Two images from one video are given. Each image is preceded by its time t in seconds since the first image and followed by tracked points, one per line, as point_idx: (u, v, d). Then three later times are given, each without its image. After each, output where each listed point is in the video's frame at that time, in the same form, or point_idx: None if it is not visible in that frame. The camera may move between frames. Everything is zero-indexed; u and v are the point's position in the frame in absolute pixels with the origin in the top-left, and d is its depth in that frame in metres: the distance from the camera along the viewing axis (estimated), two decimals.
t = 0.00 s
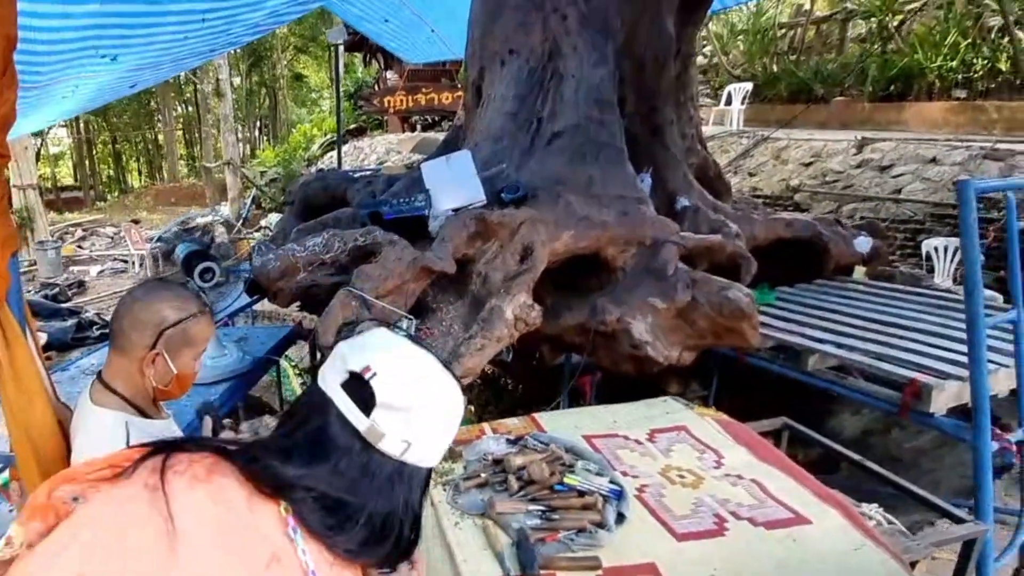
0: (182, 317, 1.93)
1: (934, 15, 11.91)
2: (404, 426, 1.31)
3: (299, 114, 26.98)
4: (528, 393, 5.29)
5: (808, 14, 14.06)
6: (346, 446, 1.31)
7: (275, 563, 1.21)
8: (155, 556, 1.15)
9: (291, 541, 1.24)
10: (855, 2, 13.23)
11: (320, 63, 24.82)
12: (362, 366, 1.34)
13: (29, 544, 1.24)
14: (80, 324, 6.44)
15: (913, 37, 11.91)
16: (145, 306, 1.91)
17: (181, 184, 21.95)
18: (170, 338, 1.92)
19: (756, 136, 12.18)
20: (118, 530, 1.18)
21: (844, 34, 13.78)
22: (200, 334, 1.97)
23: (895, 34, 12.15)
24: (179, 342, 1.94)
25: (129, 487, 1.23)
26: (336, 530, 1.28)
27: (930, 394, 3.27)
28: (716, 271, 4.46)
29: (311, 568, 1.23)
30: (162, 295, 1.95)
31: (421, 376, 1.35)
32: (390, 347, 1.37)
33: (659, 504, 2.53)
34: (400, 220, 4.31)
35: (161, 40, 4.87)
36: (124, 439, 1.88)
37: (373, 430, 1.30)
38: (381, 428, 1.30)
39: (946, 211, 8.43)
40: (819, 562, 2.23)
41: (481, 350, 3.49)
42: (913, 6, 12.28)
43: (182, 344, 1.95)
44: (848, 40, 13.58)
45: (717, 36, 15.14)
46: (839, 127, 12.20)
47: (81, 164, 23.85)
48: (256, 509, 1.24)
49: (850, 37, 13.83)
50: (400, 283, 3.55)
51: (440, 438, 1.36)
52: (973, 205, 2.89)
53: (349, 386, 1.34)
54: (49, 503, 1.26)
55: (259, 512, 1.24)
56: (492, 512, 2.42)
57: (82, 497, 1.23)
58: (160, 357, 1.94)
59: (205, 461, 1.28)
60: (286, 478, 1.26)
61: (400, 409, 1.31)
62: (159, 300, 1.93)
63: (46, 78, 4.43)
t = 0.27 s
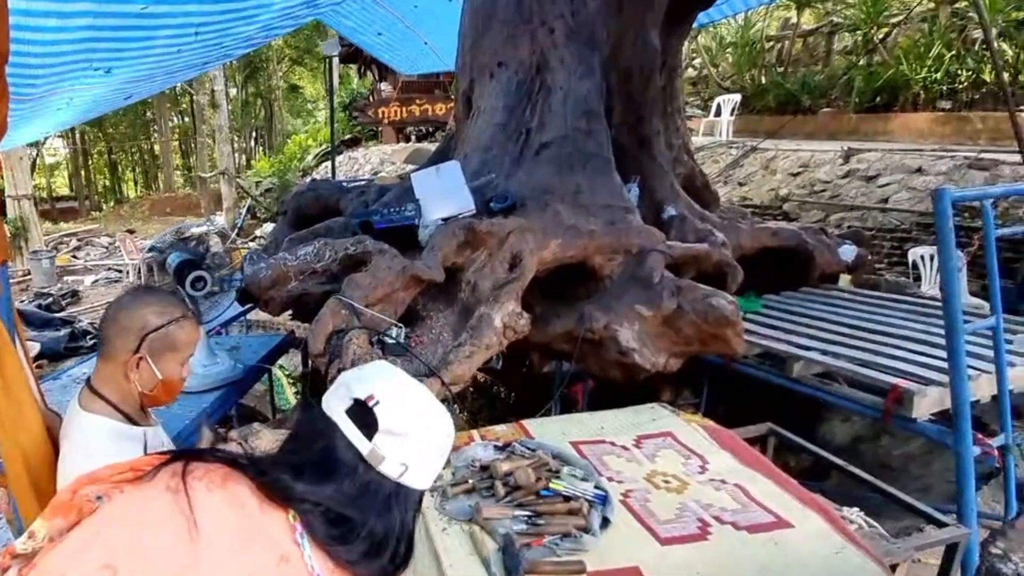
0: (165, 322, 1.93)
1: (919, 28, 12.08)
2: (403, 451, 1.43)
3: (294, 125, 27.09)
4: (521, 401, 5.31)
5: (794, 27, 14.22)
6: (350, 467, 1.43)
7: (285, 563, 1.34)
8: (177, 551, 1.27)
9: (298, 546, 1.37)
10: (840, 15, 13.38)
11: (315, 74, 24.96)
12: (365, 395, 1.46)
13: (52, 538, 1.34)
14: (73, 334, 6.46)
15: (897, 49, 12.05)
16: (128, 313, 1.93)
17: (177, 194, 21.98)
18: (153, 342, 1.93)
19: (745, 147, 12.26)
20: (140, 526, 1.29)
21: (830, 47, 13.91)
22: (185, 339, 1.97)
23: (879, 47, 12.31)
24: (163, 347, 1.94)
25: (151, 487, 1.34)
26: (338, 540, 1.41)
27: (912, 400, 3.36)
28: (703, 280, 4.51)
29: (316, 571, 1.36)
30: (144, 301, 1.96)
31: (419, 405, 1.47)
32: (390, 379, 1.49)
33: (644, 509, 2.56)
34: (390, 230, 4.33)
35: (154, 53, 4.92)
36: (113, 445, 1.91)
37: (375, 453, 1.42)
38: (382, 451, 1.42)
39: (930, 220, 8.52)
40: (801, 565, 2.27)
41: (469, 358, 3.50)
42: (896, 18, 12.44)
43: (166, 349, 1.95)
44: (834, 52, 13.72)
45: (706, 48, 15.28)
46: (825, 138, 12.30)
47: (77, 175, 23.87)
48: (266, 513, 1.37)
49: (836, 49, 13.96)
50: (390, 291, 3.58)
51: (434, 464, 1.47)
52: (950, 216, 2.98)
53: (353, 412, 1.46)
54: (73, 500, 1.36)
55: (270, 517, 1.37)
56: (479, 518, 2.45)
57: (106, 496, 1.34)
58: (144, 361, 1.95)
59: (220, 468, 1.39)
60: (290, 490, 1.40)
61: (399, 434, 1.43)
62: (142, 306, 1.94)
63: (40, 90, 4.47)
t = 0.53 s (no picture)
0: (155, 327, 1.96)
1: (909, 38, 12.19)
2: (402, 467, 1.48)
3: (291, 133, 27.15)
4: (517, 407, 5.32)
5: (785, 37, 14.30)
6: (351, 479, 1.46)
7: (289, 571, 1.37)
8: (187, 558, 1.31)
9: (301, 555, 1.39)
10: (831, 24, 13.47)
11: (311, 83, 25.05)
12: (367, 412, 1.50)
13: (61, 543, 1.38)
14: (68, 341, 6.46)
15: (887, 58, 12.14)
16: (119, 320, 1.95)
17: (173, 202, 21.98)
18: (144, 347, 1.95)
19: (738, 155, 12.30)
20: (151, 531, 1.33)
21: (822, 57, 13.87)
22: (176, 345, 1.99)
23: (870, 56, 12.35)
24: (154, 352, 1.96)
25: (161, 495, 1.38)
26: (341, 550, 1.43)
27: (903, 406, 3.38)
28: (695, 286, 4.53)
29: None
30: (136, 308, 1.97)
31: (418, 422, 1.52)
32: (389, 397, 1.53)
33: (636, 515, 2.57)
34: (385, 236, 4.33)
35: (150, 62, 4.94)
36: (106, 452, 1.92)
37: (374, 468, 1.46)
38: (381, 467, 1.46)
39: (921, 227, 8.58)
40: (792, 570, 2.28)
41: (463, 364, 3.50)
42: (886, 28, 12.52)
43: (156, 354, 1.97)
44: (825, 61, 13.77)
45: (699, 57, 15.36)
46: (816, 146, 12.36)
47: (73, 182, 23.86)
48: (271, 521, 1.40)
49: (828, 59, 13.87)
50: (384, 297, 3.59)
51: (430, 480, 1.52)
52: (937, 222, 3.01)
53: (354, 429, 1.50)
54: (82, 507, 1.41)
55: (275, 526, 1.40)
56: (472, 524, 2.45)
57: (116, 503, 1.39)
58: (135, 367, 1.97)
59: (227, 479, 1.44)
60: (289, 498, 1.43)
61: (398, 450, 1.48)
62: (132, 312, 1.96)
63: (36, 98, 4.49)
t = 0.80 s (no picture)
0: (155, 336, 1.95)
1: (903, 44, 12.25)
2: (401, 476, 1.48)
3: (289, 138, 27.19)
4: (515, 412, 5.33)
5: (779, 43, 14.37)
6: (352, 487, 1.47)
7: None
8: (190, 563, 1.31)
9: (304, 562, 1.39)
10: (825, 31, 13.51)
11: (309, 88, 25.10)
12: (366, 422, 1.52)
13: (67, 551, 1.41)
14: (66, 347, 6.45)
15: (881, 65, 12.19)
16: (117, 327, 1.93)
17: (172, 207, 21.98)
18: (143, 356, 1.95)
19: (734, 160, 12.32)
20: (154, 537, 1.33)
21: (816, 63, 13.93)
22: (174, 353, 1.99)
23: (864, 63, 12.35)
24: (154, 361, 1.96)
25: (165, 503, 1.39)
26: (344, 557, 1.45)
27: (899, 411, 3.37)
28: (691, 292, 4.54)
29: None
30: (132, 314, 1.95)
31: (417, 433, 1.53)
32: (387, 409, 1.56)
33: (634, 521, 2.57)
34: (383, 242, 4.32)
35: (148, 68, 4.95)
36: (103, 461, 1.91)
37: (373, 477, 1.47)
38: (380, 476, 1.47)
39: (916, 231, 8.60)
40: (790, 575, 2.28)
41: (460, 370, 3.48)
42: (880, 35, 12.57)
43: (155, 362, 1.97)
44: (819, 67, 13.81)
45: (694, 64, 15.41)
46: (811, 152, 12.41)
47: (72, 188, 23.88)
48: (274, 528, 1.40)
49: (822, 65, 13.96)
50: (381, 303, 3.59)
51: (426, 491, 1.53)
52: (931, 228, 3.01)
53: (353, 439, 1.50)
54: (88, 516, 1.44)
55: (278, 532, 1.40)
56: (469, 531, 2.45)
57: (120, 511, 1.41)
58: (133, 376, 1.97)
59: (230, 488, 1.44)
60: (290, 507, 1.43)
61: (397, 460, 1.49)
62: (132, 320, 1.94)
63: (34, 104, 4.49)
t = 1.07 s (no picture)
0: (162, 343, 1.95)
1: (899, 50, 12.26)
2: (401, 482, 1.47)
3: (287, 144, 27.19)
4: (515, 417, 5.31)
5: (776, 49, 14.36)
6: (353, 493, 1.45)
7: None
8: (191, 569, 1.28)
9: (306, 569, 1.36)
10: (821, 37, 13.52)
11: (307, 94, 25.11)
12: (366, 428, 1.50)
13: (66, 560, 1.40)
14: (64, 352, 6.43)
15: (878, 71, 12.20)
16: (122, 333, 1.93)
17: (170, 212, 21.96)
18: (149, 363, 1.95)
19: (732, 165, 12.31)
20: (156, 543, 1.30)
21: (813, 69, 13.87)
22: (179, 360, 2.00)
23: (860, 68, 12.33)
24: (158, 368, 1.97)
25: (167, 510, 1.36)
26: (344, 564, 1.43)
27: (900, 415, 3.36)
28: (691, 296, 4.52)
29: None
30: (138, 321, 1.96)
31: (416, 440, 1.53)
32: (386, 415, 1.55)
33: (636, 527, 2.55)
34: (382, 246, 4.31)
35: (147, 72, 4.93)
36: (103, 465, 1.89)
37: (374, 483, 1.45)
38: (380, 482, 1.45)
39: (914, 236, 8.59)
40: None
41: (460, 375, 3.45)
42: (876, 40, 12.58)
43: (161, 369, 1.98)
44: (815, 73, 13.81)
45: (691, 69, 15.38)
46: (809, 157, 12.43)
47: (70, 192, 23.86)
48: (277, 535, 1.37)
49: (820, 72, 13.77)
50: (380, 308, 3.58)
51: (424, 498, 1.52)
52: (930, 233, 3.00)
53: (353, 446, 1.49)
54: (88, 524, 1.42)
55: (281, 538, 1.37)
56: (470, 538, 2.43)
57: (121, 519, 1.38)
58: (139, 383, 1.97)
59: (232, 495, 1.41)
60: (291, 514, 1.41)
61: (397, 465, 1.47)
62: (138, 327, 1.95)
63: (33, 108, 4.47)
